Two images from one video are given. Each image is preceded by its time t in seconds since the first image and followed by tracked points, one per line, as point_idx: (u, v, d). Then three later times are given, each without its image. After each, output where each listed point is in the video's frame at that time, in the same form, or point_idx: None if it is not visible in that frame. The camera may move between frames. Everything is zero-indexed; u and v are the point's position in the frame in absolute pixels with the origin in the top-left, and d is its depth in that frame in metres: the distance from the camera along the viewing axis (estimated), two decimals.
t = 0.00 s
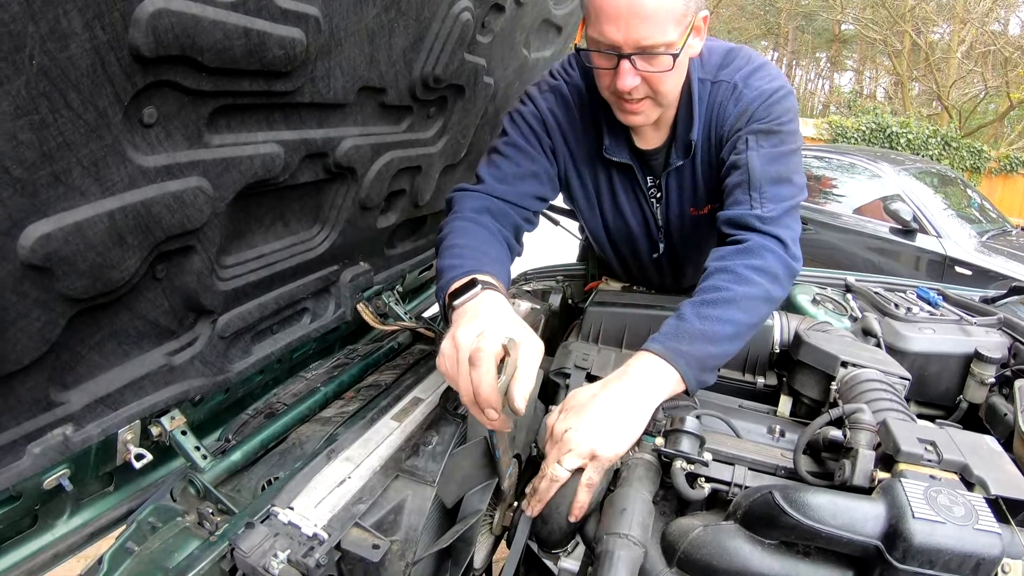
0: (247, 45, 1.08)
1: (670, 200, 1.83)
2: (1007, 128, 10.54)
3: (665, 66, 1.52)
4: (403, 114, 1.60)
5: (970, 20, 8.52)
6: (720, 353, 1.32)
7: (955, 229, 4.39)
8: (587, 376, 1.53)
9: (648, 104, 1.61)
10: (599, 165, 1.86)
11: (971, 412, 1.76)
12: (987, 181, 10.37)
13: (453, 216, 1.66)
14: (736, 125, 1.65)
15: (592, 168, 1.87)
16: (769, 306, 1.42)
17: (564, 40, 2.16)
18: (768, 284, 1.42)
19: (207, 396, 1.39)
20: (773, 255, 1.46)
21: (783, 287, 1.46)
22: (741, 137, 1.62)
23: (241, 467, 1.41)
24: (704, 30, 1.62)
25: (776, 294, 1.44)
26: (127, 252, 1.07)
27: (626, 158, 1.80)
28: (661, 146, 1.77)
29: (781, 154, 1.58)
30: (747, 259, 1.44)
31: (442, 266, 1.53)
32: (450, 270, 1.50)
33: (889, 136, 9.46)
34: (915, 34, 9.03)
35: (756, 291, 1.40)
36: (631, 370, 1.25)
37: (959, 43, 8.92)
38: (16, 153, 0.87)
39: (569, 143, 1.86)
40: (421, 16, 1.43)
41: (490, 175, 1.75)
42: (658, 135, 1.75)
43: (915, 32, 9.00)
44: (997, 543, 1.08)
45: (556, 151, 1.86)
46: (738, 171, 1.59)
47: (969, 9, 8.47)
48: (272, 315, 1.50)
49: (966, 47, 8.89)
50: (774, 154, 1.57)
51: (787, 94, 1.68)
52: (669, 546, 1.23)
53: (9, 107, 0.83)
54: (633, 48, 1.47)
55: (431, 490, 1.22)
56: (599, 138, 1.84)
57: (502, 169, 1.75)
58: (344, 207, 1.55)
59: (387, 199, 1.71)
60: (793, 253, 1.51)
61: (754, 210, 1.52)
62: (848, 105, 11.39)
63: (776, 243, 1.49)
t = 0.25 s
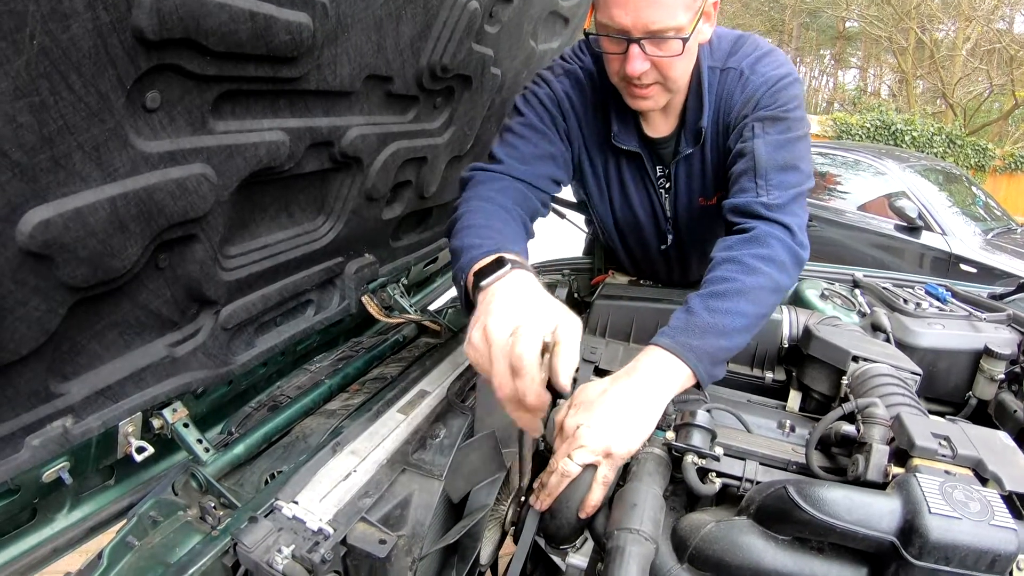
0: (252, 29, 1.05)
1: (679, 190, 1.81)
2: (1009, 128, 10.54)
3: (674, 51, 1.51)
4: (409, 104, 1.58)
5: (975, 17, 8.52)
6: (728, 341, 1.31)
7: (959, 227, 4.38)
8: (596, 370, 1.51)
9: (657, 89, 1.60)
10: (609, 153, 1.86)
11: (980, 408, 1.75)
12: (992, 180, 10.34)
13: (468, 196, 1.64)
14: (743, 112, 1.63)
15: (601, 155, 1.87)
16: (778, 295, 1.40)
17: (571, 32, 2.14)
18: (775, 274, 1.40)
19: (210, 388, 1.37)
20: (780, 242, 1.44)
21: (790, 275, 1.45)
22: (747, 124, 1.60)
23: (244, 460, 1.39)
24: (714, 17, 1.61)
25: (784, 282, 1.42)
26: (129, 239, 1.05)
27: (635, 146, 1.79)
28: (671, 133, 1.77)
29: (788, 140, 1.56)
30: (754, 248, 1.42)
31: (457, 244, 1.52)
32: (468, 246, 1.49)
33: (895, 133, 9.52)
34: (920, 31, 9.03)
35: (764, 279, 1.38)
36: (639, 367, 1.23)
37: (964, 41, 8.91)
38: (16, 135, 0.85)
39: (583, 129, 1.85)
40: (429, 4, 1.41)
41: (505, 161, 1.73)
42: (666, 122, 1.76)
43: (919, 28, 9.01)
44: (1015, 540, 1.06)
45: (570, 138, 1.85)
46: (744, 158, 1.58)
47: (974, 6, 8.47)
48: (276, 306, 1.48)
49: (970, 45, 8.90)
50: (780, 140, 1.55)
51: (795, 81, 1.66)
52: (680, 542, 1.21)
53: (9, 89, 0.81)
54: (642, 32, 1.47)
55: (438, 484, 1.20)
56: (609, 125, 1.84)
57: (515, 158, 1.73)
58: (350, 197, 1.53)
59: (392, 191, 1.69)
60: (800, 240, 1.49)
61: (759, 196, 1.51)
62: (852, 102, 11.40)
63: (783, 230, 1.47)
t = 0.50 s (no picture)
0: (252, 19, 1.04)
1: (681, 183, 1.81)
2: (1010, 127, 10.53)
3: (681, 42, 1.50)
4: (410, 97, 1.57)
5: (977, 16, 8.51)
6: (728, 328, 1.29)
7: (960, 226, 4.38)
8: (596, 365, 1.50)
9: (662, 81, 1.59)
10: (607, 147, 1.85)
11: (982, 407, 1.74)
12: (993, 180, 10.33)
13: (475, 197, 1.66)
14: (745, 103, 1.62)
15: (602, 150, 1.86)
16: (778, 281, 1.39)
17: (573, 26, 2.13)
18: (775, 260, 1.38)
19: (208, 382, 1.36)
20: (779, 228, 1.43)
21: (790, 261, 1.43)
22: (749, 114, 1.58)
23: (243, 454, 1.38)
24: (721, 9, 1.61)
25: (784, 269, 1.41)
26: (127, 231, 1.04)
27: (637, 138, 1.77)
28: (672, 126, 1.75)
29: (790, 130, 1.54)
30: (754, 235, 1.41)
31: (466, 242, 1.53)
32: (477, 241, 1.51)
33: (898, 132, 9.51)
34: (921, 30, 9.02)
35: (763, 265, 1.36)
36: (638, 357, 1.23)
37: (965, 40, 8.90)
38: (13, 125, 0.83)
39: (582, 124, 1.84)
40: None
41: (504, 162, 1.74)
42: (670, 113, 1.73)
43: (921, 27, 9.00)
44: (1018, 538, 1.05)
45: (568, 134, 1.84)
46: (745, 147, 1.56)
47: (977, 4, 8.45)
48: (275, 300, 1.47)
49: (972, 44, 8.90)
50: (782, 130, 1.53)
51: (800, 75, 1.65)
52: (681, 539, 1.20)
53: (5, 77, 0.80)
54: (649, 22, 1.46)
55: (437, 479, 1.19)
56: (610, 118, 1.83)
57: (513, 159, 1.74)
58: (350, 190, 1.52)
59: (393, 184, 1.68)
60: (800, 227, 1.47)
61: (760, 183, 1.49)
62: (853, 101, 11.39)
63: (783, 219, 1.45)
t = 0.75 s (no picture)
0: (247, 16, 1.04)
1: (672, 179, 1.81)
2: (1010, 124, 10.52)
3: (680, 36, 1.51)
4: (406, 94, 1.57)
5: (977, 14, 8.50)
6: (692, 329, 1.28)
7: (959, 225, 4.36)
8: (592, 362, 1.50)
9: (660, 75, 1.59)
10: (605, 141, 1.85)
11: (977, 405, 1.74)
12: (992, 178, 10.34)
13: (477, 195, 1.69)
14: (734, 100, 1.61)
15: (599, 145, 1.87)
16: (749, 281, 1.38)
17: (571, 22, 2.13)
18: (744, 259, 1.37)
19: (204, 379, 1.36)
20: (750, 226, 1.41)
21: (762, 260, 1.42)
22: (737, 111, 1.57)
23: (238, 451, 1.38)
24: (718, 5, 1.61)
25: (754, 268, 1.39)
26: (122, 228, 1.04)
27: (629, 133, 1.78)
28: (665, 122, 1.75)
29: (776, 128, 1.53)
30: (724, 233, 1.40)
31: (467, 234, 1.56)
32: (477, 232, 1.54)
33: (892, 129, 9.49)
34: (922, 28, 9.01)
35: (732, 264, 1.35)
36: (606, 367, 1.22)
37: (965, 38, 8.89)
38: (7, 122, 0.83)
39: (579, 118, 1.86)
40: None
41: (503, 159, 1.78)
42: (661, 109, 1.72)
43: (921, 25, 8.98)
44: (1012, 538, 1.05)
45: (564, 128, 1.86)
46: (728, 143, 1.56)
47: (977, 3, 8.44)
48: (271, 296, 1.47)
49: (972, 42, 8.89)
50: (767, 128, 1.52)
51: (796, 77, 1.63)
52: (675, 537, 1.20)
53: None
54: (648, 15, 1.47)
55: (432, 477, 1.19)
56: (604, 112, 1.83)
57: (510, 155, 1.77)
58: (346, 187, 1.52)
59: (389, 180, 1.68)
60: (774, 226, 1.46)
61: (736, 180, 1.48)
62: (854, 98, 11.39)
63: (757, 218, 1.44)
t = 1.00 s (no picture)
0: (248, 14, 1.04)
1: (665, 173, 1.83)
2: (1009, 123, 10.53)
3: (679, 34, 1.51)
4: (407, 92, 1.57)
5: (977, 13, 8.49)
6: (673, 328, 1.26)
7: (959, 223, 4.36)
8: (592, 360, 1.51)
9: (659, 73, 1.59)
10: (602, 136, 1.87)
11: (977, 404, 1.74)
12: (991, 177, 10.34)
13: (483, 194, 1.72)
14: (724, 95, 1.61)
15: (602, 139, 1.88)
16: (734, 277, 1.35)
17: (571, 21, 2.13)
18: (729, 256, 1.35)
19: (205, 377, 1.36)
20: (735, 224, 1.40)
21: (750, 257, 1.39)
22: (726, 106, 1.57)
23: (239, 449, 1.38)
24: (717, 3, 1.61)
25: (741, 265, 1.37)
26: (123, 226, 1.04)
27: (625, 130, 1.80)
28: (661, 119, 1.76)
29: (764, 122, 1.52)
30: (708, 232, 1.39)
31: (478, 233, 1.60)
32: (484, 232, 1.58)
33: (893, 128, 9.48)
34: (921, 27, 9.02)
35: (717, 261, 1.34)
36: (588, 368, 1.23)
37: (965, 37, 8.92)
38: (8, 121, 0.83)
39: (579, 114, 1.86)
40: None
41: (506, 155, 1.79)
42: (657, 105, 1.73)
43: (921, 24, 8.97)
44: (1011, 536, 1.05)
45: (566, 122, 1.85)
46: (717, 139, 1.56)
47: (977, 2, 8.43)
48: (271, 295, 1.47)
49: (971, 41, 8.91)
50: (755, 122, 1.51)
51: (789, 71, 1.62)
52: (675, 534, 1.21)
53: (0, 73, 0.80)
54: (649, 14, 1.46)
55: (433, 474, 1.19)
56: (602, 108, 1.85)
57: (513, 150, 1.79)
58: (346, 185, 1.52)
59: (389, 179, 1.68)
60: (763, 222, 1.44)
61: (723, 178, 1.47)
62: (853, 97, 11.40)
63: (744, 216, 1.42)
